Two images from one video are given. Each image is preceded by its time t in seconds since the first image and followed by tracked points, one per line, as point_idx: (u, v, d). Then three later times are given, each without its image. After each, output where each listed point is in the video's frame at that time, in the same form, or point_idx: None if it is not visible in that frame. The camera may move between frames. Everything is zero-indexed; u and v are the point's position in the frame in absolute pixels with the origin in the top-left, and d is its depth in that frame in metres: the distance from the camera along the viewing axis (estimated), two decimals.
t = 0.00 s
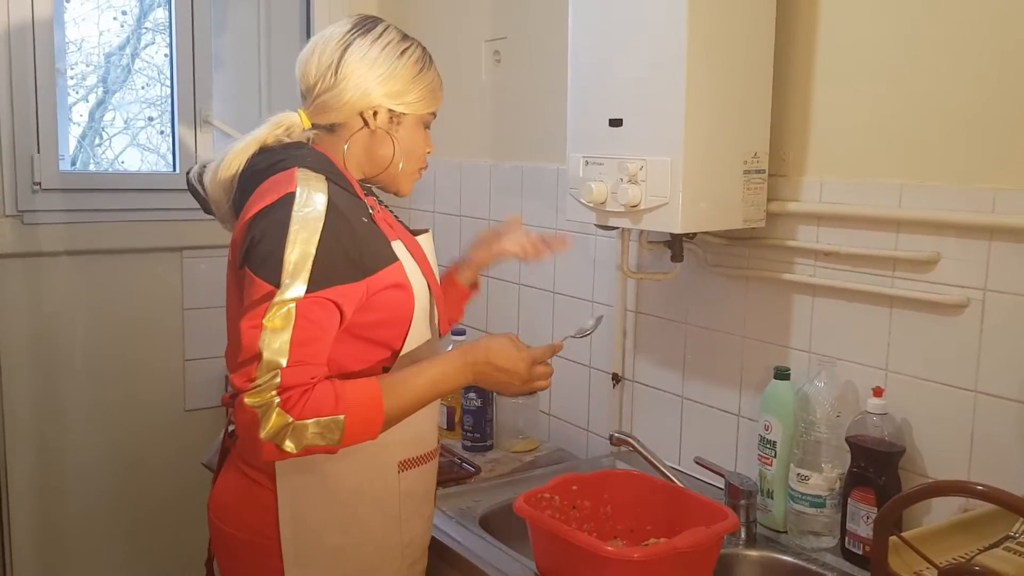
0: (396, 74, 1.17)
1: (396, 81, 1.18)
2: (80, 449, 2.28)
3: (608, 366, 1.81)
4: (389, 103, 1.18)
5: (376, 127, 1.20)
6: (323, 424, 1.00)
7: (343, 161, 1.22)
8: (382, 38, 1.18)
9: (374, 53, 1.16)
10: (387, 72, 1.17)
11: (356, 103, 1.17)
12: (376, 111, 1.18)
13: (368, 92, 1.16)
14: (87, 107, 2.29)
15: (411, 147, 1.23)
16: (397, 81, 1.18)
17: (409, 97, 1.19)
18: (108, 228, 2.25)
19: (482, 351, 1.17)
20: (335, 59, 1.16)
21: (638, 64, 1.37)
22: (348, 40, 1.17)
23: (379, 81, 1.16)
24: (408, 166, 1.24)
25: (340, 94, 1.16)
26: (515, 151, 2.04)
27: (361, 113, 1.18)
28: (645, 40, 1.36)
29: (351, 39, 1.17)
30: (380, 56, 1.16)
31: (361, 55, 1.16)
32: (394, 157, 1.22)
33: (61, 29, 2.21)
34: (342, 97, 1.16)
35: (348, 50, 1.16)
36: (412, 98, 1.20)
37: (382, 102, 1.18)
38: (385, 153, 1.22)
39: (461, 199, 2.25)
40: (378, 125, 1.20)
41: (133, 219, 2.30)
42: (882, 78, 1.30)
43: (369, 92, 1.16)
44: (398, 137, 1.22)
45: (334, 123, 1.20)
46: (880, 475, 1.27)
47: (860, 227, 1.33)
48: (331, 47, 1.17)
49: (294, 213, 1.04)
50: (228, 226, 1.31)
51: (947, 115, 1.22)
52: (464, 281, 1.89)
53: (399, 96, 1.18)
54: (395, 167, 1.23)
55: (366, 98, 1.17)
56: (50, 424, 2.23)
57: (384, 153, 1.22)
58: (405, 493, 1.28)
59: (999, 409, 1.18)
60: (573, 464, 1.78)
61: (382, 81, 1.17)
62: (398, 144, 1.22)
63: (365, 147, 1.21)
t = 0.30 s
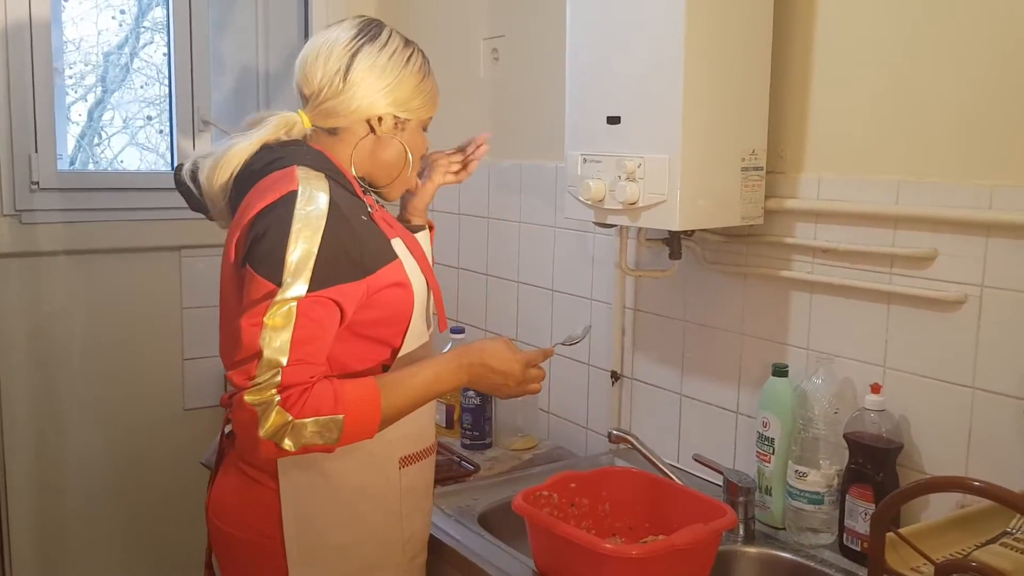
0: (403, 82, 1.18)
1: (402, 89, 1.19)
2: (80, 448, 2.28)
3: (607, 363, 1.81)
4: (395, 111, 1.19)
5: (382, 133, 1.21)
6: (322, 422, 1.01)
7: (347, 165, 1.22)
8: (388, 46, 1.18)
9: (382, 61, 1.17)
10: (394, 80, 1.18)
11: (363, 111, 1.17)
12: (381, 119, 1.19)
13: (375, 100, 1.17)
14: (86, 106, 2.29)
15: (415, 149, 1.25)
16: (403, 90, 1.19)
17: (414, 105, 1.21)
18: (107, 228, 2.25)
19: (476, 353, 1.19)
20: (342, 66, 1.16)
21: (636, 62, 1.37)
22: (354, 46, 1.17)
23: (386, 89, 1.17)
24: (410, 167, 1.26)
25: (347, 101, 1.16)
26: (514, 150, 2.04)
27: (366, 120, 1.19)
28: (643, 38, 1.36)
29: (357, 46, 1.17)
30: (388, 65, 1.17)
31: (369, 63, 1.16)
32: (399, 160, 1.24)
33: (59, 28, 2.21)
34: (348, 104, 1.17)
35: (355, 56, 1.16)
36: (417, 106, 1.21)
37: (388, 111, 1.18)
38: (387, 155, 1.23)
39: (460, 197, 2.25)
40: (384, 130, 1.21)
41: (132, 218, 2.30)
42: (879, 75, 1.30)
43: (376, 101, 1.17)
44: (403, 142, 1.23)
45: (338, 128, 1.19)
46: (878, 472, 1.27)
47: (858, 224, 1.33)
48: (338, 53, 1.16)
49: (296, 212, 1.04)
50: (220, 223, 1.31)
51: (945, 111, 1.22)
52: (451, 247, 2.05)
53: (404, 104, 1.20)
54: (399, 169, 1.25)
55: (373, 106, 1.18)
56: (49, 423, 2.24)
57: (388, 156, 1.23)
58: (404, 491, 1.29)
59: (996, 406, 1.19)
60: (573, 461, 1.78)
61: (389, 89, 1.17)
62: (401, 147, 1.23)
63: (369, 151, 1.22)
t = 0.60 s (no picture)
0: (397, 82, 1.18)
1: (395, 89, 1.18)
2: (79, 448, 2.28)
3: (606, 361, 1.81)
4: (388, 110, 1.19)
5: (375, 132, 1.21)
6: (331, 415, 1.01)
7: (343, 162, 1.22)
8: (383, 45, 1.18)
9: (376, 61, 1.17)
10: (388, 79, 1.17)
11: (355, 109, 1.17)
12: (374, 117, 1.19)
13: (368, 99, 1.17)
14: (84, 105, 2.29)
15: (409, 149, 1.24)
16: (397, 89, 1.18)
17: (408, 105, 1.20)
18: (106, 227, 2.25)
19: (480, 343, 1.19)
20: (337, 65, 1.16)
21: (634, 60, 1.37)
22: (349, 45, 1.17)
23: (379, 89, 1.17)
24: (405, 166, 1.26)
25: (341, 100, 1.17)
26: (512, 148, 2.04)
27: (360, 118, 1.19)
28: (641, 37, 1.36)
29: (352, 45, 1.17)
30: (382, 64, 1.17)
31: (363, 61, 1.16)
32: (392, 159, 1.24)
33: (58, 28, 2.21)
34: (343, 103, 1.17)
35: (350, 55, 1.16)
36: (412, 106, 1.21)
37: (381, 110, 1.18)
38: (380, 154, 1.22)
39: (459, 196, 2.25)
40: (377, 130, 1.21)
41: (130, 218, 2.30)
42: (877, 72, 1.30)
43: (370, 100, 1.17)
44: (396, 141, 1.23)
45: (332, 125, 1.20)
46: (876, 469, 1.27)
47: (856, 221, 1.33)
48: (333, 52, 1.16)
49: (301, 208, 1.04)
50: (220, 221, 1.31)
51: (943, 109, 1.22)
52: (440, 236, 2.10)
53: (398, 104, 1.19)
54: (392, 168, 1.25)
55: (365, 104, 1.17)
56: (48, 423, 2.24)
57: (382, 155, 1.23)
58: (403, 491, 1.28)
59: (994, 402, 1.19)
60: (572, 460, 1.79)
61: (383, 89, 1.17)
62: (395, 146, 1.22)
63: (362, 150, 1.22)
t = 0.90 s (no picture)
0: (383, 71, 1.14)
1: (382, 78, 1.14)
2: (80, 448, 2.28)
3: (605, 361, 1.81)
4: (372, 99, 1.15)
5: (359, 124, 1.17)
6: (351, 426, 1.02)
7: (337, 159, 1.20)
8: (373, 35, 1.15)
9: (362, 48, 1.14)
10: (373, 67, 1.14)
11: (339, 98, 1.15)
12: (359, 108, 1.15)
13: (351, 87, 1.14)
14: (84, 105, 2.29)
15: (398, 145, 1.19)
16: (383, 79, 1.14)
17: (395, 95, 1.15)
18: (105, 227, 2.25)
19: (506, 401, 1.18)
20: (325, 54, 1.15)
21: (633, 59, 1.37)
22: (340, 36, 1.15)
23: (362, 76, 1.13)
24: (396, 163, 1.20)
25: (325, 88, 1.15)
26: (512, 148, 2.04)
27: (344, 109, 1.16)
28: (640, 36, 1.36)
29: (342, 36, 1.15)
30: (367, 53, 1.14)
31: (349, 49, 1.14)
32: (380, 154, 1.19)
33: (58, 28, 2.21)
34: (326, 91, 1.15)
35: (338, 44, 1.14)
36: (400, 97, 1.16)
37: (365, 99, 1.15)
38: (371, 149, 1.18)
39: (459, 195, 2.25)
40: (361, 121, 1.17)
41: (130, 218, 2.30)
42: (876, 71, 1.30)
43: (352, 87, 1.14)
44: (382, 135, 1.18)
45: (322, 118, 1.18)
46: (876, 468, 1.27)
47: (855, 221, 1.33)
48: (324, 43, 1.16)
49: (305, 208, 1.04)
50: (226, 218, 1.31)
51: (942, 107, 1.22)
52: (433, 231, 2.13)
53: (384, 94, 1.15)
54: (381, 164, 1.20)
55: (349, 93, 1.14)
56: (48, 423, 2.24)
57: (368, 149, 1.18)
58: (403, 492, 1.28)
59: (994, 401, 1.19)
60: (572, 459, 1.79)
61: (367, 77, 1.14)
62: (385, 141, 1.18)
63: (351, 145, 1.19)
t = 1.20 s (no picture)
0: (395, 70, 1.14)
1: (394, 77, 1.14)
2: (81, 447, 2.28)
3: (606, 359, 1.81)
4: (384, 100, 1.14)
5: (370, 124, 1.16)
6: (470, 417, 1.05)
7: (348, 161, 1.20)
8: (385, 34, 1.15)
9: (374, 48, 1.13)
10: (384, 67, 1.13)
11: (350, 98, 1.14)
12: (371, 108, 1.15)
13: (362, 87, 1.13)
14: (84, 105, 2.29)
15: (409, 145, 1.18)
16: (396, 79, 1.14)
17: (408, 95, 1.15)
18: (106, 226, 2.25)
19: (620, 471, 1.12)
20: (338, 54, 1.15)
21: (633, 58, 1.37)
22: (352, 36, 1.15)
23: (374, 76, 1.13)
24: (408, 164, 1.19)
25: (338, 89, 1.15)
26: (512, 146, 2.04)
27: (356, 109, 1.16)
28: (640, 35, 1.36)
29: (354, 35, 1.15)
30: (379, 52, 1.13)
31: (360, 49, 1.13)
32: (390, 155, 1.18)
33: (57, 28, 2.21)
34: (339, 91, 1.15)
35: (350, 45, 1.14)
36: (412, 97, 1.15)
37: (377, 99, 1.14)
38: (384, 150, 1.18)
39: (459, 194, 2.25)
40: (373, 122, 1.16)
41: (130, 218, 2.30)
42: (876, 69, 1.29)
43: (364, 87, 1.13)
44: (394, 136, 1.17)
45: (334, 119, 1.18)
46: (876, 466, 1.27)
47: (856, 219, 1.33)
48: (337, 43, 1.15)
49: (327, 210, 1.05)
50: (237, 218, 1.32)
51: (942, 106, 1.22)
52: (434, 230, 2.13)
53: (395, 94, 1.14)
54: (392, 165, 1.19)
55: (361, 92, 1.14)
56: (49, 422, 2.24)
57: (378, 151, 1.18)
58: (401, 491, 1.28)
59: (994, 399, 1.19)
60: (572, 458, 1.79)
61: (379, 77, 1.13)
62: (397, 142, 1.17)
63: (361, 146, 1.18)
